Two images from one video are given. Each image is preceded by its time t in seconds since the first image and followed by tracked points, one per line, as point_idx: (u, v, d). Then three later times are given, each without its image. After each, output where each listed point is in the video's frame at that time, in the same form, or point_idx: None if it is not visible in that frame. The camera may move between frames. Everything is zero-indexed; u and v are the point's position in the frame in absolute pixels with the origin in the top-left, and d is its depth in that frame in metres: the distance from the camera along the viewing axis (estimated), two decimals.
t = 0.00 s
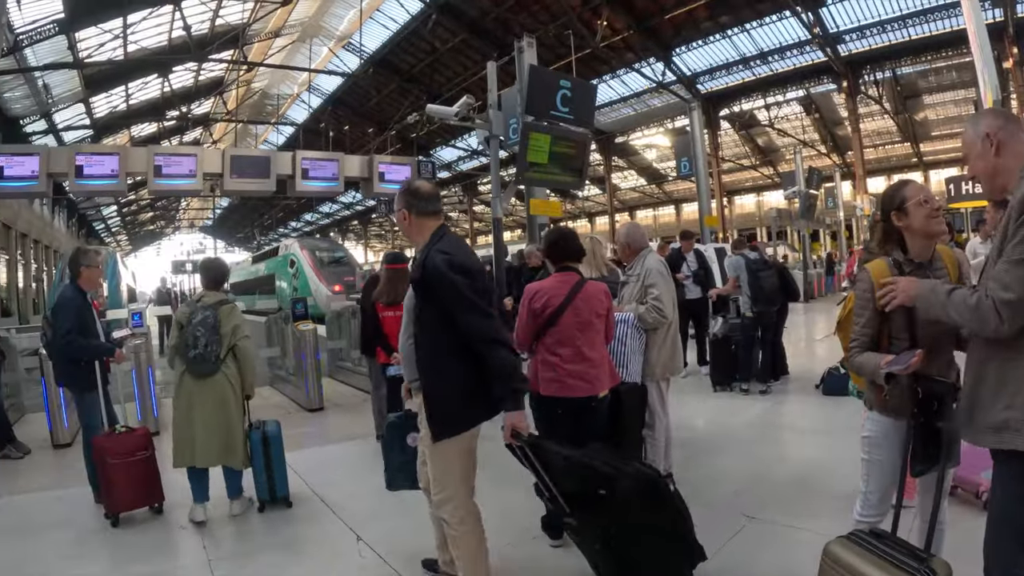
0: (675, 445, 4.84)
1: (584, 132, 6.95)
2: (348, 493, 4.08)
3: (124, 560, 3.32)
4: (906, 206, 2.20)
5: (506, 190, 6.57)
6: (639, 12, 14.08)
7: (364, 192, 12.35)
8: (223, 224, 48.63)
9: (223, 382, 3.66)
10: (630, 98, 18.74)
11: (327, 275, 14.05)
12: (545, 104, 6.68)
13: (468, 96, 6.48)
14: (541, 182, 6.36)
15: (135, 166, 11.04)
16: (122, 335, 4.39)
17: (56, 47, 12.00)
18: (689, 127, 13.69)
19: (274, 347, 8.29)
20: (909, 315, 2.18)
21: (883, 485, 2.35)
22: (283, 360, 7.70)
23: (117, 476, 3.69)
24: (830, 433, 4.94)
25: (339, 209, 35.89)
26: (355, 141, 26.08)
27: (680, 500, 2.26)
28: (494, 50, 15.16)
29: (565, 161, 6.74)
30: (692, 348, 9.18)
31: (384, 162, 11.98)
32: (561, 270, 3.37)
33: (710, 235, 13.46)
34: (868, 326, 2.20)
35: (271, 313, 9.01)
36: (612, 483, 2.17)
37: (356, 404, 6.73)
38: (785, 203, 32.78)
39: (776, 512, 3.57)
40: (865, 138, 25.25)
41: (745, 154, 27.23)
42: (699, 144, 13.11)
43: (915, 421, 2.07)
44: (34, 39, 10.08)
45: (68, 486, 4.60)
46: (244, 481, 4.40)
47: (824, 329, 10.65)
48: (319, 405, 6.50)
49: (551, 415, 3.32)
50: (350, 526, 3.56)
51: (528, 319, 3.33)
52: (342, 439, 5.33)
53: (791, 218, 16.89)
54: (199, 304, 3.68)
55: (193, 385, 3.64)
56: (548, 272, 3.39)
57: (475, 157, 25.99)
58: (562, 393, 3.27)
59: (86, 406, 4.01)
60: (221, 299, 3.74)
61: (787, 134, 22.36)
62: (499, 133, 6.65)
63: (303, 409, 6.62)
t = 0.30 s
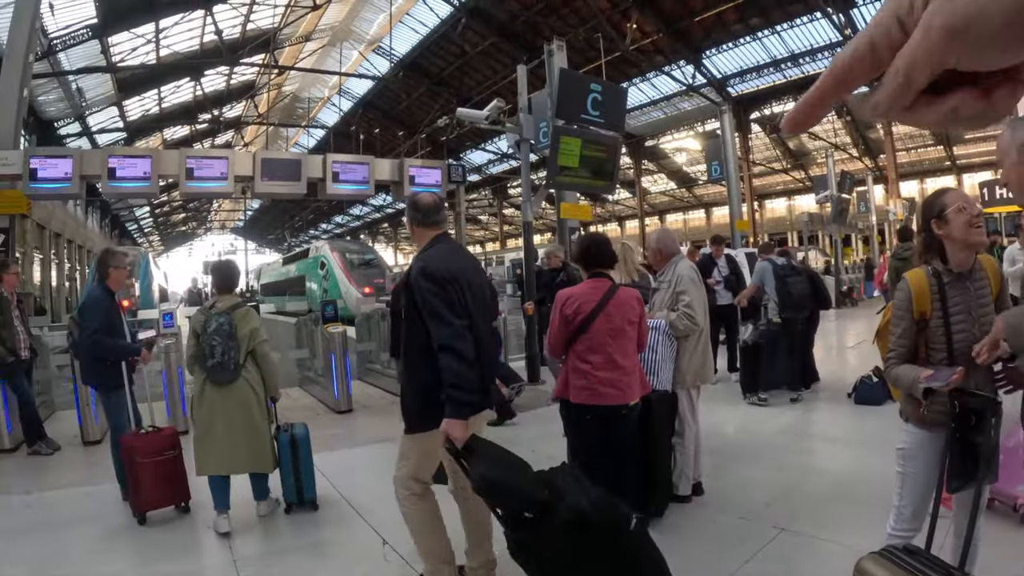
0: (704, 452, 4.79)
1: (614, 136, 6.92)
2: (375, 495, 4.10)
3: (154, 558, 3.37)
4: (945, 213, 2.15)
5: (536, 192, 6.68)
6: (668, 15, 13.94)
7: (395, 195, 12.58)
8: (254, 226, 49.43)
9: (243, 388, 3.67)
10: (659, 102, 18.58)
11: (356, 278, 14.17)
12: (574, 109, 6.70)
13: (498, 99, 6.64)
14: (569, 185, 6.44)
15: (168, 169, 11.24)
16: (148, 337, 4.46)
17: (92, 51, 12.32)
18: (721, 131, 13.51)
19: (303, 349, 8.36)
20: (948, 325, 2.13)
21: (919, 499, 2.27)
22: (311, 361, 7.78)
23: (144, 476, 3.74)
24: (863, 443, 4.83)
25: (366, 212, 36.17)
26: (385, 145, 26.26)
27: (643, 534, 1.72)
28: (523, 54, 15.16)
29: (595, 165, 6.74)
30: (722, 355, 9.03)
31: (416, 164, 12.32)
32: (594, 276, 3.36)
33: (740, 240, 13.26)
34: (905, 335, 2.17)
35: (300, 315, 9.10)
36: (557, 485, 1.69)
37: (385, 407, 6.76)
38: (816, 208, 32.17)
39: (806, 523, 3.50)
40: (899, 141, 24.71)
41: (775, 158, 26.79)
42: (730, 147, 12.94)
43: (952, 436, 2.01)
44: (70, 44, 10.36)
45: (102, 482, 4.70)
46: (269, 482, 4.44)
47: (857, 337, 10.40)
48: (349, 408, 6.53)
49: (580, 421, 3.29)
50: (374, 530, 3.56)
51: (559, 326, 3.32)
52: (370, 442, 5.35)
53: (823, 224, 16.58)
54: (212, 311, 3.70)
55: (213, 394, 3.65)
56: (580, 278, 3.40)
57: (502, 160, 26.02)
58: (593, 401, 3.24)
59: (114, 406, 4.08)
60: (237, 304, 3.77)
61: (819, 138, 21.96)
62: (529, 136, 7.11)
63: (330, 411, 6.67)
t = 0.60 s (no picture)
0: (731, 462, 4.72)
1: (644, 143, 6.88)
2: (400, 499, 4.13)
3: (181, 556, 3.44)
4: (977, 226, 2.09)
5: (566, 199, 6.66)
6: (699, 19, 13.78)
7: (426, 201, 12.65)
8: (284, 229, 50.15)
9: (264, 396, 3.70)
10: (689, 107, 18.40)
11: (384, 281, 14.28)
12: (606, 115, 6.64)
13: (528, 106, 6.67)
14: (598, 192, 6.41)
15: (201, 174, 11.45)
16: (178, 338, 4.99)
17: (125, 56, 12.65)
18: (751, 137, 13.33)
19: (333, 352, 8.46)
20: (978, 340, 2.08)
21: (948, 515, 2.19)
22: (341, 365, 7.88)
23: (170, 475, 3.79)
24: (895, 455, 4.70)
25: (395, 217, 36.48)
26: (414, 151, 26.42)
27: (586, 555, 1.79)
28: (552, 59, 15.13)
29: (625, 172, 6.72)
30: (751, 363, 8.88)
31: (446, 171, 12.16)
32: (626, 285, 3.35)
33: (771, 246, 13.05)
34: (933, 349, 2.15)
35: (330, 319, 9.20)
36: (515, 498, 1.79)
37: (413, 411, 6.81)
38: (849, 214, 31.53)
39: (835, 536, 3.40)
40: (933, 145, 24.15)
41: (806, 163, 26.32)
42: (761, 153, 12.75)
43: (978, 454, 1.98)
44: (103, 49, 10.63)
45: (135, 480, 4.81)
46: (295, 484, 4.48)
47: (890, 346, 10.15)
48: (377, 411, 6.60)
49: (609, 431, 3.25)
50: (398, 533, 3.59)
51: (591, 335, 3.32)
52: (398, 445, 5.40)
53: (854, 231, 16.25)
54: (227, 319, 3.74)
55: (233, 404, 3.68)
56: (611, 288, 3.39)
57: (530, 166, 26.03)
58: (623, 410, 3.19)
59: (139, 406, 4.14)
60: (250, 311, 3.81)
61: (852, 143, 21.51)
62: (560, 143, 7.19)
63: (357, 415, 6.72)
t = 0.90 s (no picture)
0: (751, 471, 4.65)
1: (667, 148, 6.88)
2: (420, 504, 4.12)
3: (201, 554, 3.48)
4: (997, 238, 2.06)
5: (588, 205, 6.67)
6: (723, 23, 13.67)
7: (448, 205, 12.75)
8: (305, 231, 50.69)
9: (281, 400, 3.75)
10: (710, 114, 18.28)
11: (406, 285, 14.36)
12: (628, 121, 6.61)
13: (550, 113, 6.71)
14: (620, 199, 6.42)
15: (225, 177, 11.60)
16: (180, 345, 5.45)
17: (150, 59, 12.92)
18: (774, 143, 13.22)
19: (354, 354, 8.53)
20: (993, 352, 2.05)
21: (966, 526, 2.15)
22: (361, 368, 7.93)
23: (182, 477, 3.83)
24: (919, 466, 4.60)
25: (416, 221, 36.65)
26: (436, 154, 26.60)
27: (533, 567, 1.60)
28: (575, 64, 15.10)
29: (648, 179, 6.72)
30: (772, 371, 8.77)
31: (469, 176, 12.49)
32: (648, 293, 3.35)
33: (793, 253, 12.87)
34: (951, 358, 2.15)
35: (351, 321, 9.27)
36: (478, 497, 1.72)
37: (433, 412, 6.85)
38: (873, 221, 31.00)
39: (856, 547, 3.33)
40: (960, 151, 23.68)
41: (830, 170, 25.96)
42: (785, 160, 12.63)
43: (993, 466, 1.95)
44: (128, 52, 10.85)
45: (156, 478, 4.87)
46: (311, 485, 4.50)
47: (915, 356, 9.94)
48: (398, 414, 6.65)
49: (630, 438, 3.21)
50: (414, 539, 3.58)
51: (613, 343, 3.31)
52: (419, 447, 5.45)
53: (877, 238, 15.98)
54: (243, 323, 3.76)
55: (248, 409, 3.71)
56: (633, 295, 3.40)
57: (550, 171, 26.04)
58: (644, 417, 3.16)
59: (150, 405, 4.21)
60: (265, 315, 3.83)
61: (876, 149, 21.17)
62: (582, 148, 7.24)
63: (376, 418, 6.75)
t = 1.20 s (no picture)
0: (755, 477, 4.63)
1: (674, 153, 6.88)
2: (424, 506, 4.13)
3: (205, 554, 3.50)
4: (1005, 248, 2.02)
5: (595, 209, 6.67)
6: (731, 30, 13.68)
7: (455, 209, 12.78)
8: (312, 232, 50.81)
9: (287, 403, 3.76)
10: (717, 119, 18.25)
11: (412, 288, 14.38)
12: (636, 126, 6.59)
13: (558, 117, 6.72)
14: (628, 204, 6.42)
15: (233, 179, 11.64)
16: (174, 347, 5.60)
17: (159, 61, 13.03)
18: (782, 148, 13.17)
19: (360, 357, 8.53)
20: (998, 363, 2.03)
21: (972, 536, 2.13)
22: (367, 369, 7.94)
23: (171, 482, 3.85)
24: (925, 474, 4.56)
25: (424, 223, 36.68)
26: (443, 158, 26.65)
27: (485, 566, 1.64)
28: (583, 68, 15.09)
29: (655, 184, 6.72)
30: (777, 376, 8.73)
31: (477, 181, 12.54)
32: (654, 300, 3.34)
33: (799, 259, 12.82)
34: (958, 368, 2.16)
35: (357, 323, 9.30)
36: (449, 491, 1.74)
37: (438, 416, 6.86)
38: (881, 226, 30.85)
39: (859, 556, 3.30)
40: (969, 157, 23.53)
41: (837, 175, 25.84)
42: (792, 165, 12.59)
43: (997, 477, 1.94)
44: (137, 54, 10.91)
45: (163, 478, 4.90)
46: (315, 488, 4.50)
47: (921, 363, 9.88)
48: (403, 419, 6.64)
49: (636, 444, 3.19)
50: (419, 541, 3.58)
51: (619, 349, 3.30)
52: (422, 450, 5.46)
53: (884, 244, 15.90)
54: (249, 326, 3.77)
55: (254, 412, 3.72)
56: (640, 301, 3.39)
57: (557, 175, 26.04)
58: (650, 423, 3.14)
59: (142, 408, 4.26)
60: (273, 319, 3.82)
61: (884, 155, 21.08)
62: (590, 153, 7.24)
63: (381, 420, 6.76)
